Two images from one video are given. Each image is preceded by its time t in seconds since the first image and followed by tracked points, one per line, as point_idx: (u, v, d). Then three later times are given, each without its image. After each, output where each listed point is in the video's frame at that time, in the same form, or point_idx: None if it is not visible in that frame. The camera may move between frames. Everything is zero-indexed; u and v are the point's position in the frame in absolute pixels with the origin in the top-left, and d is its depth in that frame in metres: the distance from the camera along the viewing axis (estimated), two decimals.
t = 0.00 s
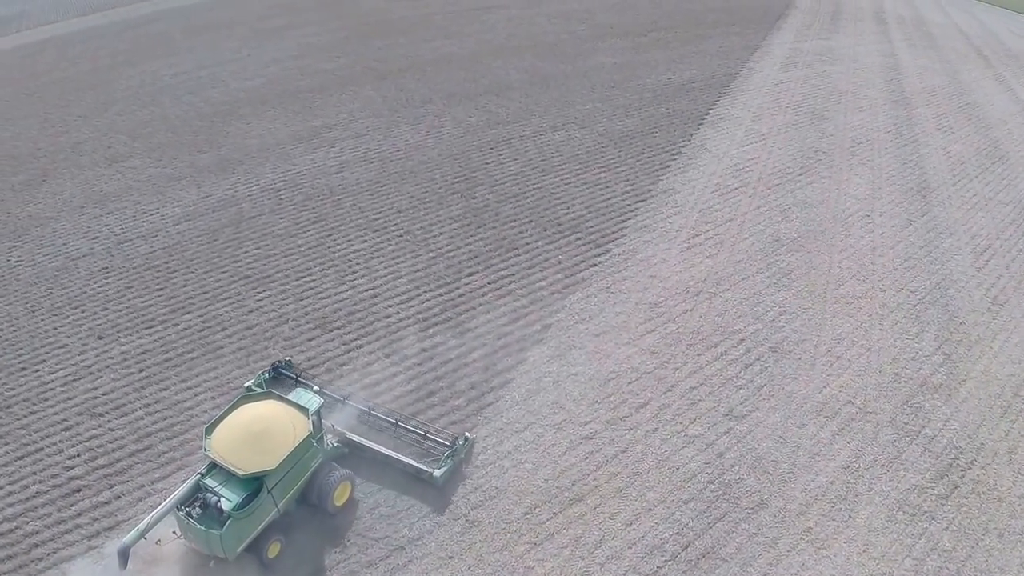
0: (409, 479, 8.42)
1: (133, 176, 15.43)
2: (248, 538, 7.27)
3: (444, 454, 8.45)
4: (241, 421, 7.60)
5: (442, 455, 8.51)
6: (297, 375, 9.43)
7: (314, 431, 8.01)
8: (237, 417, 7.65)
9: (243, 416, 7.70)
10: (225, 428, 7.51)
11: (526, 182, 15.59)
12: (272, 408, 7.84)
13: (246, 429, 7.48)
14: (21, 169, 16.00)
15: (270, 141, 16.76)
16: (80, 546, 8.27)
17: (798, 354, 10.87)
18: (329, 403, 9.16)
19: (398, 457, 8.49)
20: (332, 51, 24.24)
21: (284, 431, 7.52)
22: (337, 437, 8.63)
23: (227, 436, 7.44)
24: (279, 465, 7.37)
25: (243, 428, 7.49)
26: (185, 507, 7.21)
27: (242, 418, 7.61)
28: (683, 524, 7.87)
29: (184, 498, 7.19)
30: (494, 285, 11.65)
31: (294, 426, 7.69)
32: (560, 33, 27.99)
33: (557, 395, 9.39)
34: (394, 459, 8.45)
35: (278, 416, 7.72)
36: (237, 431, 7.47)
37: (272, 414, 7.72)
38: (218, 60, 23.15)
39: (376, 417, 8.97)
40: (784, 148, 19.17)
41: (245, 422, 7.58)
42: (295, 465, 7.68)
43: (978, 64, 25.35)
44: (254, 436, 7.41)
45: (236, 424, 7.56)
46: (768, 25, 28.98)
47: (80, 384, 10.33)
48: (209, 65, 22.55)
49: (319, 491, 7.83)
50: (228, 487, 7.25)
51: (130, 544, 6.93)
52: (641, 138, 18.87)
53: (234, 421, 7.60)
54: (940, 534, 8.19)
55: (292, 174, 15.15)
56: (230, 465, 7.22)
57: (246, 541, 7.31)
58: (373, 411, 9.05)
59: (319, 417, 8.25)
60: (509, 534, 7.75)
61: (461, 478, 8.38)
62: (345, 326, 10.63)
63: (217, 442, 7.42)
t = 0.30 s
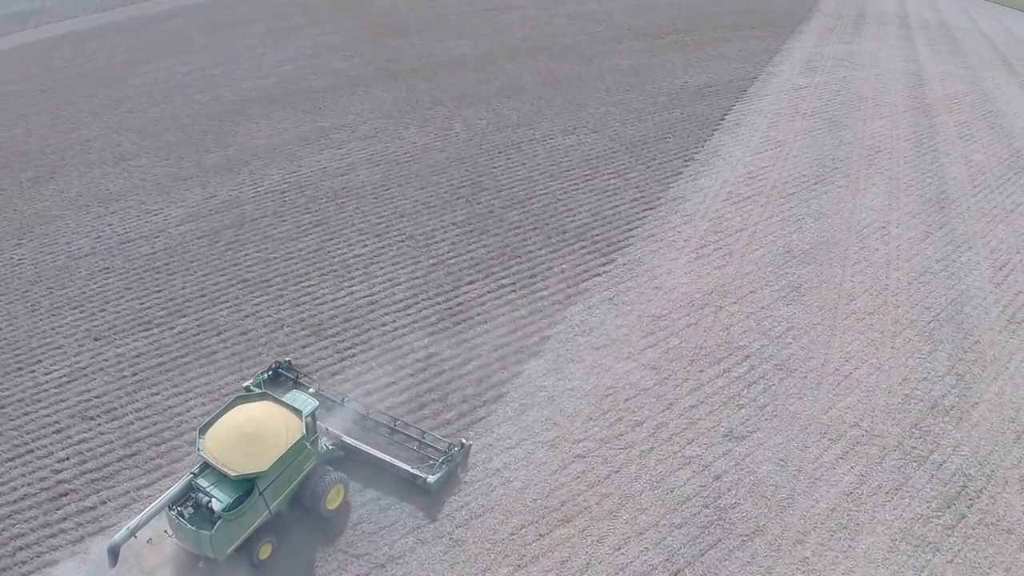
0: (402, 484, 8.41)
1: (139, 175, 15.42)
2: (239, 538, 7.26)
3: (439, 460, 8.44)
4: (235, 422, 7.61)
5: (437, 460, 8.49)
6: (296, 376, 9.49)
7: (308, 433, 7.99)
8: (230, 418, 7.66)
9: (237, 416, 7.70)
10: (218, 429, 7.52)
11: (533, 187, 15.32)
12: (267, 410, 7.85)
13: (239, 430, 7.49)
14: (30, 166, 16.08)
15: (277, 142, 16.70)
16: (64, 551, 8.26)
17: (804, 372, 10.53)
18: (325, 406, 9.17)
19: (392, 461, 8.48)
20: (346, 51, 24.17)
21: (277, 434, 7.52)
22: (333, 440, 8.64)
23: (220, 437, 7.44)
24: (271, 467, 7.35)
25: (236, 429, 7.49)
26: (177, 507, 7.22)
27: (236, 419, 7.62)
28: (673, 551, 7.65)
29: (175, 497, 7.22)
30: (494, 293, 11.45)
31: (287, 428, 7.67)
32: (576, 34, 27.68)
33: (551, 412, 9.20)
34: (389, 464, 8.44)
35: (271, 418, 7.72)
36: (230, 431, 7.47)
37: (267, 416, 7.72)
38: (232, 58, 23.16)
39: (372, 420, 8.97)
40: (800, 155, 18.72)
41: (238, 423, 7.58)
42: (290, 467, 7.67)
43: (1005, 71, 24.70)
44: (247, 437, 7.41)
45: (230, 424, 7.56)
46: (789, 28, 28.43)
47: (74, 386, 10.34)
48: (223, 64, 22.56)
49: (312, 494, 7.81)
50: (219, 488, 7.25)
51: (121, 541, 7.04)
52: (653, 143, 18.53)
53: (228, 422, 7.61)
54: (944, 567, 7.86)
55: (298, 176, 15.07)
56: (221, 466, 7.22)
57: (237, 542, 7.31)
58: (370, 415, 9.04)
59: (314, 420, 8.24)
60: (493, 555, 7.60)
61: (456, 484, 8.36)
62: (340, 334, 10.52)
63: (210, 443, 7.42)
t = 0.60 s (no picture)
0: (395, 488, 8.40)
1: (145, 174, 15.41)
2: (228, 540, 7.35)
3: (434, 465, 8.40)
4: (228, 422, 7.66)
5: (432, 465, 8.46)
6: (296, 376, 9.53)
7: (301, 436, 8.04)
8: (224, 419, 7.72)
9: (230, 418, 7.76)
10: (211, 429, 7.58)
11: (540, 192, 15.06)
12: (261, 411, 7.89)
13: (231, 431, 7.54)
14: (38, 163, 16.12)
15: (284, 142, 16.62)
16: (46, 555, 8.19)
17: (809, 392, 10.18)
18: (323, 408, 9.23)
19: (386, 465, 8.49)
20: (359, 51, 24.05)
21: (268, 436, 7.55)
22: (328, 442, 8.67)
23: (212, 438, 7.50)
24: (260, 470, 7.39)
25: (227, 431, 7.55)
26: (168, 507, 7.36)
27: (228, 420, 7.67)
28: None
29: (167, 497, 7.36)
30: (492, 302, 11.23)
31: (278, 431, 7.71)
32: (593, 35, 27.31)
33: (544, 428, 9.01)
34: (383, 468, 8.44)
35: (263, 420, 7.76)
36: (222, 433, 7.53)
37: (259, 417, 7.77)
38: (245, 56, 23.12)
39: (369, 423, 9.00)
40: (818, 162, 18.16)
41: (230, 425, 7.63)
42: (281, 469, 7.71)
43: None
44: (238, 438, 7.47)
45: (222, 426, 7.61)
46: (812, 31, 27.77)
47: (67, 388, 10.31)
48: (236, 62, 22.54)
49: (304, 496, 7.85)
50: (210, 489, 7.33)
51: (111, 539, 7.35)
52: (665, 148, 18.13)
53: (221, 422, 7.67)
54: None
55: (302, 177, 14.97)
56: (212, 467, 7.28)
57: (227, 543, 7.40)
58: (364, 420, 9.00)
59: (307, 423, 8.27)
60: None
61: (449, 489, 8.32)
62: (334, 341, 10.41)
63: (202, 443, 7.49)
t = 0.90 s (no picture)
0: (386, 495, 8.37)
1: (151, 172, 15.40)
2: (216, 541, 7.35)
3: (427, 471, 8.33)
4: (219, 424, 7.68)
5: (425, 471, 8.39)
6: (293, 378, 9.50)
7: (293, 439, 8.02)
8: (216, 420, 7.73)
9: (222, 419, 7.78)
10: (202, 430, 7.61)
11: (545, 198, 14.77)
12: (253, 413, 7.89)
13: (222, 433, 7.55)
14: (46, 159, 16.17)
15: (291, 143, 16.52)
16: (27, 559, 8.13)
17: (813, 415, 9.82)
18: (319, 409, 9.22)
19: (379, 469, 8.45)
20: (373, 51, 23.91)
21: (258, 438, 7.55)
22: (322, 445, 8.66)
23: (203, 439, 7.53)
24: (250, 472, 7.39)
25: (218, 432, 7.56)
26: (158, 506, 7.39)
27: (219, 421, 7.69)
28: None
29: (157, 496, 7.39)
30: (489, 312, 11.01)
31: (269, 433, 7.71)
32: (610, 37, 26.90)
33: (533, 445, 8.80)
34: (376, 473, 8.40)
35: (255, 421, 7.76)
36: (212, 433, 7.55)
37: (251, 419, 7.77)
38: (259, 54, 23.08)
39: (364, 426, 8.95)
40: (834, 171, 17.61)
41: (222, 425, 7.65)
42: (271, 472, 7.69)
43: None
44: (228, 440, 7.47)
45: (213, 427, 7.63)
46: (835, 34, 27.06)
47: (58, 389, 10.27)
48: (249, 60, 22.50)
49: (295, 498, 7.85)
50: (199, 490, 7.34)
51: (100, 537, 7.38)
52: (677, 156, 17.75)
53: (212, 423, 7.69)
54: None
55: (305, 179, 14.86)
56: (201, 468, 7.29)
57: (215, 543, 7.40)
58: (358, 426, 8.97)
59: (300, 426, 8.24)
60: None
61: (441, 496, 8.25)
62: (326, 349, 10.28)
63: (193, 444, 7.52)
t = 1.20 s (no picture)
0: (376, 501, 8.32)
1: (156, 170, 15.37)
2: (203, 540, 7.31)
3: (419, 479, 8.25)
4: (210, 424, 7.63)
5: (416, 479, 8.31)
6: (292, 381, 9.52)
7: (284, 441, 7.92)
8: (207, 420, 7.68)
9: (213, 418, 7.73)
10: (193, 429, 7.56)
11: (549, 205, 14.52)
12: (245, 414, 7.83)
13: (212, 433, 7.49)
14: (55, 154, 16.21)
15: (297, 143, 16.43)
16: (6, 561, 8.08)
17: (813, 438, 9.48)
18: (312, 411, 9.17)
19: (370, 474, 8.40)
20: (386, 50, 23.78)
21: (247, 440, 7.48)
22: (314, 448, 8.61)
23: (193, 438, 7.48)
24: (237, 473, 7.32)
25: (209, 431, 7.51)
26: (146, 505, 7.36)
27: (210, 420, 7.64)
28: None
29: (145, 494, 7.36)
30: (484, 322, 10.82)
31: (259, 434, 7.64)
32: (627, 39, 26.50)
33: (520, 463, 8.60)
34: (367, 478, 8.35)
35: (246, 422, 7.70)
36: (202, 433, 7.50)
37: (242, 420, 7.70)
38: (273, 52, 23.05)
39: (352, 434, 8.85)
40: (849, 182, 17.09)
41: (212, 425, 7.60)
42: (260, 474, 7.63)
43: None
44: (217, 440, 7.41)
45: (204, 426, 7.59)
46: (858, 40, 26.42)
47: (50, 389, 10.24)
48: (263, 58, 22.47)
49: (285, 501, 7.83)
50: (187, 489, 7.29)
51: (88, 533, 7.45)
52: (687, 163, 17.39)
53: (203, 423, 7.64)
54: None
55: (309, 180, 14.76)
56: (190, 468, 7.24)
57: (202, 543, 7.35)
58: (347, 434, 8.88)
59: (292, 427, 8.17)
60: None
61: (432, 505, 8.19)
62: (317, 357, 10.17)
63: (182, 443, 7.47)
